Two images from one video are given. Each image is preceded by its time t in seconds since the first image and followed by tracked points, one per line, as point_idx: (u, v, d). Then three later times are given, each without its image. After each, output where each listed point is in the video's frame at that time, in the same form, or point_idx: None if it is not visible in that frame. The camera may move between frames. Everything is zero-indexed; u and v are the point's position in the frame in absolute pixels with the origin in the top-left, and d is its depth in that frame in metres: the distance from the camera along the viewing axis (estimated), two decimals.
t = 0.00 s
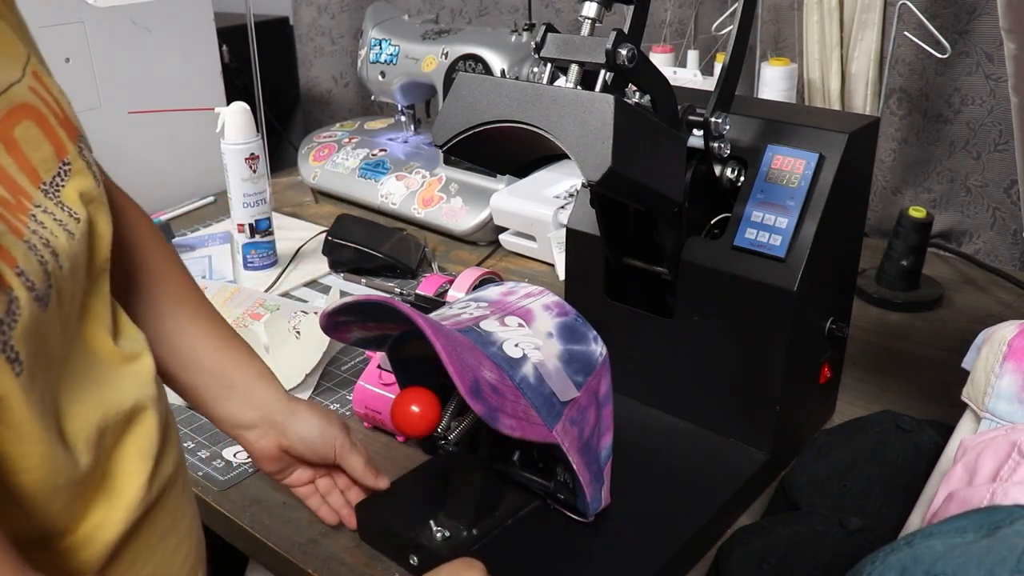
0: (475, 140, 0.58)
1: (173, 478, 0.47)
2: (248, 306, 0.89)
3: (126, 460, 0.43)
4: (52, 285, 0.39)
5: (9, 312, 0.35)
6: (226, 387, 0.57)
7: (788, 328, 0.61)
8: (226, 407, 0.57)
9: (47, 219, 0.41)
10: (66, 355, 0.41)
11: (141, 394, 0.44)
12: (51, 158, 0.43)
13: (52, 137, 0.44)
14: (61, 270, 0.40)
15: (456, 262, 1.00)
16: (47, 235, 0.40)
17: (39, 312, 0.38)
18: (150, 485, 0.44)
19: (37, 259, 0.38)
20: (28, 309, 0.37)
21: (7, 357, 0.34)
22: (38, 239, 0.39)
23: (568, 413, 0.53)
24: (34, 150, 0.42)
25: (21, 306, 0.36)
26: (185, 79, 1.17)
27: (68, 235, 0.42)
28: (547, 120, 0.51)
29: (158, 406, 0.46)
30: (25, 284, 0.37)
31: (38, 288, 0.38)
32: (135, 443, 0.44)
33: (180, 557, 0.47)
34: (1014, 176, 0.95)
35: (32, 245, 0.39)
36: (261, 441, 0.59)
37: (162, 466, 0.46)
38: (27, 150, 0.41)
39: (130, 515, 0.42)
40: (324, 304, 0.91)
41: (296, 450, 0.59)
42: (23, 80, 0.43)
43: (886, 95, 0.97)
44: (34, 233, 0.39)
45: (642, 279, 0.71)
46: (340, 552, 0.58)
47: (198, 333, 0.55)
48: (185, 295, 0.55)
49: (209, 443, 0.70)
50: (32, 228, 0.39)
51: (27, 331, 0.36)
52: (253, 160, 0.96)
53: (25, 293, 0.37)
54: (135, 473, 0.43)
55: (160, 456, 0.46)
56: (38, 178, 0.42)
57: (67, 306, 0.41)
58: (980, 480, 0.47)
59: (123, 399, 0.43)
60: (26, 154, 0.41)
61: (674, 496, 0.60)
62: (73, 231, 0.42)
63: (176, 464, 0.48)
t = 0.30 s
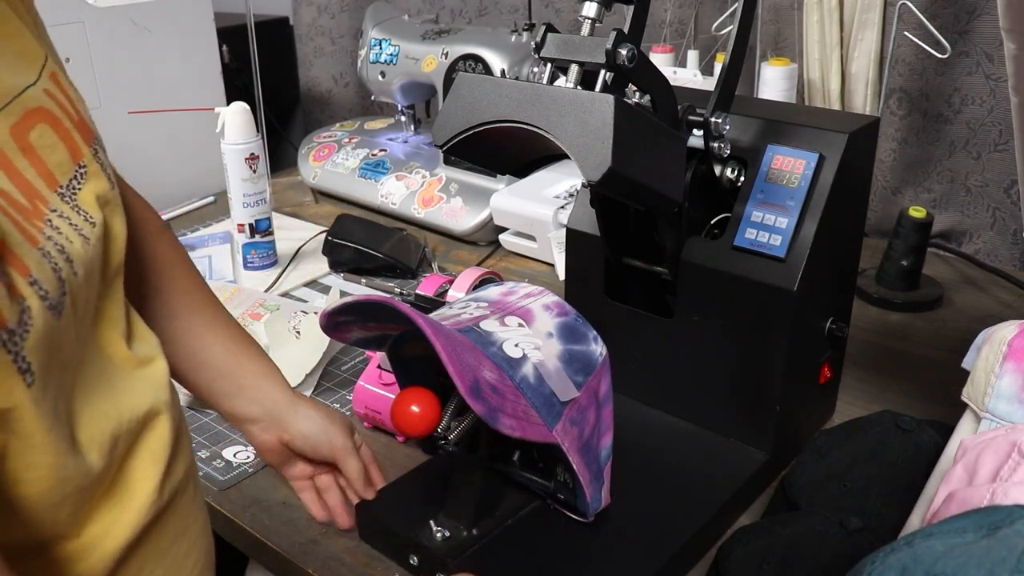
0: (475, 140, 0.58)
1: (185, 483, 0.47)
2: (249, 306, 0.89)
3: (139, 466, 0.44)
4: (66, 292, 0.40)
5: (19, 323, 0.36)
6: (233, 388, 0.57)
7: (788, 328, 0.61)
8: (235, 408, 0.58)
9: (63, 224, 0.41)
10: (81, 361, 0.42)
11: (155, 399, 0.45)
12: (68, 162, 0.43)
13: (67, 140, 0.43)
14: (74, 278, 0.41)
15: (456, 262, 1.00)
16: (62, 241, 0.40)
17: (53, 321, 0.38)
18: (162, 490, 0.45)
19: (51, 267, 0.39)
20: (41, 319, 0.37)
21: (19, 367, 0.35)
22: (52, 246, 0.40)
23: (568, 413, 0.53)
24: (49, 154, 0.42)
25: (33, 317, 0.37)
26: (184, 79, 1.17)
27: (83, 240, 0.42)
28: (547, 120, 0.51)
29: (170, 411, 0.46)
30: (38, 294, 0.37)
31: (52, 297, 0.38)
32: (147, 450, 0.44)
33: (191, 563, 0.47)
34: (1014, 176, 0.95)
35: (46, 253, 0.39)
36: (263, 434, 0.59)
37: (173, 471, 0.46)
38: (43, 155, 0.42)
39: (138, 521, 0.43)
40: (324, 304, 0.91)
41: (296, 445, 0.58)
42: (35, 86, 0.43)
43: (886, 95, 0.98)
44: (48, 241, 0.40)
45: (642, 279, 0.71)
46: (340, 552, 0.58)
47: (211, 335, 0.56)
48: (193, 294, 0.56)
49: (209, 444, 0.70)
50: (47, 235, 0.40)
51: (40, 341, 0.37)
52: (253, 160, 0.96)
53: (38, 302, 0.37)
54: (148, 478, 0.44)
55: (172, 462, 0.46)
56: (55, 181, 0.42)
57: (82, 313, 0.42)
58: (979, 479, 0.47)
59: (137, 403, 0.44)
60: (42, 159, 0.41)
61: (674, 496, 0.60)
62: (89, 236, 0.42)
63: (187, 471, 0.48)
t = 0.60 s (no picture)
0: (475, 140, 0.58)
1: (198, 474, 0.47)
2: (249, 306, 0.89)
3: (145, 455, 0.44)
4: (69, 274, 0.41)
5: (25, 318, 0.38)
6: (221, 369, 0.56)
7: (788, 328, 0.61)
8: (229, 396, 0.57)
9: (64, 199, 0.42)
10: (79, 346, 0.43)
11: (159, 384, 0.45)
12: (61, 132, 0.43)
13: (55, 115, 0.43)
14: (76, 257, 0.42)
15: (456, 262, 1.00)
16: (66, 221, 0.41)
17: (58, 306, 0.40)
18: (173, 478, 0.44)
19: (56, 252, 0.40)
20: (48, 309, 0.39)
21: (26, 361, 0.37)
22: (56, 229, 0.41)
23: (568, 413, 0.53)
24: (44, 129, 0.42)
25: (41, 309, 0.39)
26: (184, 79, 1.17)
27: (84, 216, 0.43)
28: (546, 120, 0.51)
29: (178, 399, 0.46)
30: (44, 285, 0.39)
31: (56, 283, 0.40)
32: (149, 439, 0.44)
33: (206, 550, 0.47)
34: (1014, 176, 0.95)
35: (51, 240, 0.40)
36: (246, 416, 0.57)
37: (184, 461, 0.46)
38: (37, 129, 0.41)
39: (148, 516, 0.42)
40: (324, 304, 0.91)
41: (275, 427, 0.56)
42: (11, 58, 0.42)
43: (886, 95, 0.97)
44: (53, 226, 0.41)
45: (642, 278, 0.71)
46: (340, 552, 0.58)
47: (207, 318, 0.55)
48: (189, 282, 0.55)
49: (209, 444, 0.69)
50: (51, 219, 0.41)
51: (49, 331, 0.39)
52: (253, 160, 0.96)
53: (46, 292, 0.39)
54: (155, 466, 0.44)
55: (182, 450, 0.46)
56: (56, 153, 0.42)
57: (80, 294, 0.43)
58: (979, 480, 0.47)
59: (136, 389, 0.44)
60: (38, 134, 0.41)
61: (673, 496, 0.60)
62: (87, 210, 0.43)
63: (199, 464, 0.47)
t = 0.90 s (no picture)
0: (475, 140, 0.58)
1: (190, 461, 0.48)
2: (248, 306, 0.89)
3: (139, 442, 0.45)
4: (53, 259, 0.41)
5: (9, 303, 0.37)
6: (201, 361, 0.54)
7: (788, 327, 0.61)
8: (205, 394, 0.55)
9: (42, 184, 0.42)
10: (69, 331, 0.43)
11: (147, 369, 0.46)
12: (36, 116, 0.44)
13: (28, 97, 0.44)
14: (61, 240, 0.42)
15: (456, 262, 1.00)
16: (44, 206, 0.41)
17: (42, 289, 0.40)
18: (168, 463, 0.45)
19: (37, 235, 0.40)
20: (33, 294, 0.39)
21: (10, 348, 0.37)
22: (38, 215, 0.41)
23: (568, 413, 0.53)
24: (18, 112, 0.42)
25: (24, 294, 0.38)
26: (185, 79, 1.17)
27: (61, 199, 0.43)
28: (547, 120, 0.51)
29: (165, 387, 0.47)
30: (28, 269, 0.39)
31: (42, 268, 0.40)
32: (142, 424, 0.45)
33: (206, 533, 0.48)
34: (1014, 176, 0.95)
35: (33, 224, 0.40)
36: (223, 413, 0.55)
37: (178, 445, 0.47)
38: (11, 114, 0.42)
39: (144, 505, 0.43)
40: (324, 304, 0.91)
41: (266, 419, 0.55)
42: None
43: (886, 95, 0.98)
44: (33, 208, 0.41)
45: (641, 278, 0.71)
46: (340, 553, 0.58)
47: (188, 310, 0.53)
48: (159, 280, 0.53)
49: (210, 444, 0.70)
50: (32, 202, 0.41)
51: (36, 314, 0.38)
52: (253, 160, 0.96)
53: (29, 278, 0.39)
54: (151, 453, 0.44)
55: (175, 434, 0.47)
56: (33, 138, 0.43)
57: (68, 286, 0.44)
58: (980, 479, 0.47)
59: (125, 378, 0.45)
60: (13, 119, 0.42)
61: (674, 496, 0.60)
62: (65, 193, 0.43)
63: (192, 448, 0.49)
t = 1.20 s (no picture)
0: (475, 140, 0.58)
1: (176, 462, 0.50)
2: (248, 306, 0.89)
3: (119, 451, 0.46)
4: (44, 270, 0.42)
5: None
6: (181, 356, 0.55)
7: (789, 327, 0.60)
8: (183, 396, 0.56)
9: (38, 191, 0.43)
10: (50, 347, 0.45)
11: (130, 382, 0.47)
12: (41, 115, 0.46)
13: (31, 95, 0.46)
14: (53, 250, 0.43)
15: (456, 262, 1.00)
16: (38, 217, 0.42)
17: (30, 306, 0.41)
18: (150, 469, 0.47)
19: (26, 248, 0.41)
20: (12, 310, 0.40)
21: None
22: (27, 224, 0.42)
23: (568, 414, 0.53)
24: (18, 113, 0.44)
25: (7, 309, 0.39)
26: (185, 79, 1.17)
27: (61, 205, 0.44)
28: (549, 120, 0.51)
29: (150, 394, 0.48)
30: (11, 285, 0.40)
31: (27, 284, 0.41)
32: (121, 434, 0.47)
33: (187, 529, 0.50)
34: (1014, 176, 0.95)
35: (20, 236, 0.41)
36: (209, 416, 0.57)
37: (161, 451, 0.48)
38: (12, 116, 0.44)
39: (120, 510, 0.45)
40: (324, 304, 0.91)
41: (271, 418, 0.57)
42: None
43: (886, 95, 0.98)
44: (22, 219, 0.42)
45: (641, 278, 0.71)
46: (339, 552, 0.58)
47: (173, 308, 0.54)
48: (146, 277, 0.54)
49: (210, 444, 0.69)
50: (22, 213, 0.42)
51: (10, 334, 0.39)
52: (253, 160, 0.96)
53: (13, 293, 0.40)
54: (130, 461, 0.46)
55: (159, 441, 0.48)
56: (34, 141, 0.44)
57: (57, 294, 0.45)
58: (980, 479, 0.47)
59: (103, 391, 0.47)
60: (15, 122, 0.44)
61: (673, 496, 0.60)
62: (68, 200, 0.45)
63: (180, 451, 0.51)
